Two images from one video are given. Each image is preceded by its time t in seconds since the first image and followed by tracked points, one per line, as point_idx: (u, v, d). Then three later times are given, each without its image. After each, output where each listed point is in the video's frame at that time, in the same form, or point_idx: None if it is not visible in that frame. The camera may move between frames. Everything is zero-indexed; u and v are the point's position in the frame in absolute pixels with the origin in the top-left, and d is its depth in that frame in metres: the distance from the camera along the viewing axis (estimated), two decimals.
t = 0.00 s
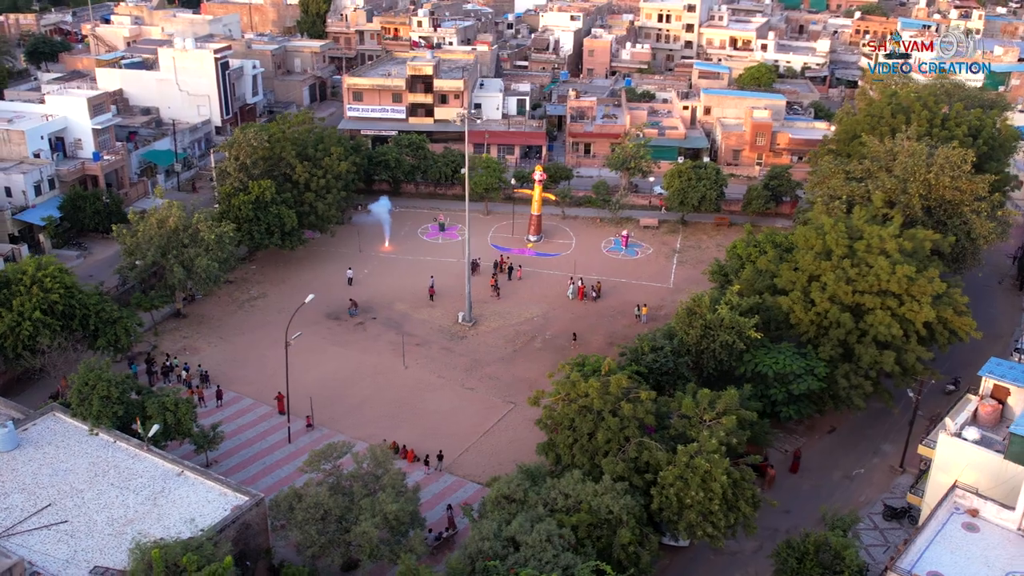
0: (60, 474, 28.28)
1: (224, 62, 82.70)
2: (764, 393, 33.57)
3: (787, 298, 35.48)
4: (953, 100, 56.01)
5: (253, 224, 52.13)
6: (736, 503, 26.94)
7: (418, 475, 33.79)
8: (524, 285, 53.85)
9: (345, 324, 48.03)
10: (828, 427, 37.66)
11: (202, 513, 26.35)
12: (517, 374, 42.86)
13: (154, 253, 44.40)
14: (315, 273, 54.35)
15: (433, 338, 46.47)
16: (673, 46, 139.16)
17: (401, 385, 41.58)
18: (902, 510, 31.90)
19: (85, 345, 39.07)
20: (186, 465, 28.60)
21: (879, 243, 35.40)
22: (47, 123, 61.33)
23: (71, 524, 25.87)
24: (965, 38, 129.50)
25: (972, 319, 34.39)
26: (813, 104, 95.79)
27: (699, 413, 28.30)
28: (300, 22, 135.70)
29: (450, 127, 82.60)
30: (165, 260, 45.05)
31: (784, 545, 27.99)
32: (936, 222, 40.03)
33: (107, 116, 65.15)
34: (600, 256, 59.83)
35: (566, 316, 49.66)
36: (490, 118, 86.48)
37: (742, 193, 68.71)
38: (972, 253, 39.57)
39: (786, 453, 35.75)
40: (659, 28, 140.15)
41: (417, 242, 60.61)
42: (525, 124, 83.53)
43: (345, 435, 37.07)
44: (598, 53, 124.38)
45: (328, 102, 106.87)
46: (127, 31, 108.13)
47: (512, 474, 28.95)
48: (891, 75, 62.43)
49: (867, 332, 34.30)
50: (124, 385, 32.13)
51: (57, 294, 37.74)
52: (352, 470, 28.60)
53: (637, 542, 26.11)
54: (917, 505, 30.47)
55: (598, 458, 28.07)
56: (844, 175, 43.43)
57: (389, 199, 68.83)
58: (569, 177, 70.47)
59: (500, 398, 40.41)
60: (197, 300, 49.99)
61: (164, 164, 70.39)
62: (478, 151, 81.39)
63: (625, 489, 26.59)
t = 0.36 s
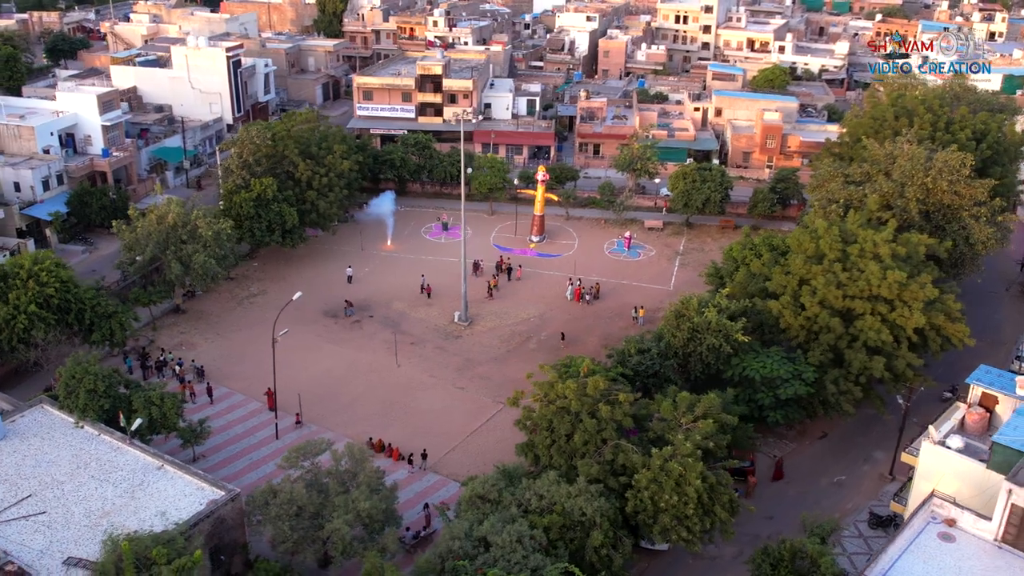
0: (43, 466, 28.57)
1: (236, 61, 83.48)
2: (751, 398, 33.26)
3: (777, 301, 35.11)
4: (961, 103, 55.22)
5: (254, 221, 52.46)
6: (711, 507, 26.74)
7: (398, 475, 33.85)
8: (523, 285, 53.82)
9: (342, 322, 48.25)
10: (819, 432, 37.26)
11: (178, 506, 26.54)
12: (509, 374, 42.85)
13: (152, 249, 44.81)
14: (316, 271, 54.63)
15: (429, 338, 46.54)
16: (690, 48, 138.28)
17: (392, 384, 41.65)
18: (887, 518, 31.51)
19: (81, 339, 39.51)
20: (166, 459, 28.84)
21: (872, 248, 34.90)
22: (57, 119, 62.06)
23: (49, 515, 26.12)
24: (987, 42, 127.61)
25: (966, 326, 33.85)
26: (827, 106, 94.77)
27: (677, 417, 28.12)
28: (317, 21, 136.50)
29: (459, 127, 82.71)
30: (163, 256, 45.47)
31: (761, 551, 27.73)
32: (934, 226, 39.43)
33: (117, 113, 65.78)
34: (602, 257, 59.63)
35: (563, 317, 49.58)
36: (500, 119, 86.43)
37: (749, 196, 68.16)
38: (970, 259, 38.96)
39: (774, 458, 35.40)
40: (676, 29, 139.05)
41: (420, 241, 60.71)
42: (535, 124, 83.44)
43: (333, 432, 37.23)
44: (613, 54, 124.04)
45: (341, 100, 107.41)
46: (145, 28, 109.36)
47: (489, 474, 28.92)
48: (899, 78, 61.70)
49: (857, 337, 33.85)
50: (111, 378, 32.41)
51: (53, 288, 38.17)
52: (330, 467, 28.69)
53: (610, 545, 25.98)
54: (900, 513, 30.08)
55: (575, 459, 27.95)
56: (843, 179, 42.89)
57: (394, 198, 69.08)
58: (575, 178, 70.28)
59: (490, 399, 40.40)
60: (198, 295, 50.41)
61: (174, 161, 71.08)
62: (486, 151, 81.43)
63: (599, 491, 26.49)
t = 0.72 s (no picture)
0: (35, 456, 29.01)
1: (254, 59, 84.53)
2: (744, 402, 32.94)
3: (773, 305, 34.70)
4: (977, 108, 54.23)
5: (262, 219, 53.18)
6: (694, 512, 26.50)
7: (385, 474, 33.80)
8: (528, 286, 53.74)
9: (345, 319, 48.48)
10: (817, 438, 36.76)
11: (163, 499, 26.82)
12: (507, 375, 42.80)
13: (159, 244, 45.37)
14: (323, 268, 54.96)
15: (430, 336, 46.59)
16: (713, 49, 136.80)
17: (390, 382, 41.79)
18: (879, 527, 31.03)
19: (84, 332, 40.11)
20: (155, 452, 29.14)
21: (871, 253, 34.36)
22: (74, 115, 63.07)
23: (37, 505, 26.51)
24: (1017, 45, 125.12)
25: (966, 335, 33.20)
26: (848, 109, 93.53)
27: (662, 421, 27.90)
28: (340, 20, 137.51)
29: (473, 126, 82.74)
30: (169, 251, 46.00)
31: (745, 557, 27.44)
32: (940, 232, 38.74)
33: (134, 110, 66.80)
34: (610, 258, 59.36)
35: (566, 318, 49.42)
36: (515, 119, 86.22)
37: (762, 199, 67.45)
38: (976, 265, 38.16)
39: (768, 463, 35.01)
40: (700, 31, 136.78)
41: (428, 240, 60.81)
42: (550, 125, 83.24)
43: (328, 429, 37.43)
44: (634, 55, 123.33)
45: (360, 99, 107.96)
46: (169, 27, 110.77)
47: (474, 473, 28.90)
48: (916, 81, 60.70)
49: (854, 343, 33.38)
50: (106, 371, 32.83)
51: (57, 282, 38.78)
52: (315, 462, 28.85)
53: (590, 547, 25.86)
54: (891, 523, 29.61)
55: (559, 461, 27.85)
56: (849, 182, 42.27)
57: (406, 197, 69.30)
58: (587, 179, 69.99)
59: (486, 399, 40.37)
60: (205, 291, 50.94)
61: (190, 157, 72.17)
62: (501, 151, 81.38)
63: (580, 493, 26.37)
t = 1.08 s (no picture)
0: (31, 447, 29.49)
1: (274, 57, 85.39)
2: (739, 408, 32.62)
3: (772, 309, 34.34)
4: (996, 114, 53.16)
5: (273, 216, 53.62)
6: (678, 517, 26.27)
7: (375, 475, 33.68)
8: (535, 287, 53.66)
9: (350, 317, 48.75)
10: (817, 445, 36.29)
11: (151, 492, 27.15)
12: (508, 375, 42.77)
13: (167, 239, 45.94)
14: (332, 266, 55.30)
15: (434, 336, 46.68)
16: (737, 51, 134.73)
17: (391, 380, 41.98)
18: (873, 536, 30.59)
19: (91, 326, 40.71)
20: (147, 445, 29.48)
21: (873, 258, 33.85)
22: (94, 112, 64.12)
23: (29, 495, 26.95)
24: None
25: (968, 343, 32.60)
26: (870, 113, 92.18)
27: (649, 424, 27.69)
28: (364, 20, 138.25)
29: (490, 127, 82.74)
30: (178, 247, 46.54)
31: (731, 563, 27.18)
32: (947, 239, 38.08)
33: (152, 107, 67.78)
34: (620, 260, 59.08)
35: (571, 320, 49.25)
36: (533, 119, 85.94)
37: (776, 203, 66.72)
38: (984, 273, 37.42)
39: (765, 470, 34.60)
40: (725, 33, 135.00)
41: (439, 239, 60.92)
42: (566, 126, 82.96)
43: (326, 426, 37.62)
44: (657, 57, 122.24)
45: (380, 99, 108.45)
46: (194, 25, 112.13)
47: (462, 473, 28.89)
48: (934, 85, 59.65)
49: (852, 350, 32.93)
50: (105, 364, 33.29)
51: (65, 275, 39.39)
52: (304, 458, 29.00)
53: (572, 550, 25.74)
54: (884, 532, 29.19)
55: (545, 462, 27.77)
56: (857, 187, 41.70)
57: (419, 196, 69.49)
58: (601, 180, 69.67)
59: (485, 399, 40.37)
60: (214, 287, 51.46)
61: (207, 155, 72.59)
62: (517, 151, 81.26)
63: (564, 495, 26.27)
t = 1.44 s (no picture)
0: (29, 437, 30.01)
1: (295, 56, 86.18)
2: (735, 413, 32.29)
3: (771, 314, 33.94)
4: (1017, 120, 51.98)
5: (284, 214, 54.01)
6: (663, 522, 26.02)
7: (364, 476, 33.52)
8: (543, 288, 53.55)
9: (357, 315, 49.01)
10: (818, 452, 35.78)
11: (142, 484, 27.51)
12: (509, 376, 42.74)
13: (177, 235, 46.50)
14: (342, 263, 55.61)
15: (438, 335, 46.77)
16: (763, 53, 132.26)
17: (392, 378, 42.15)
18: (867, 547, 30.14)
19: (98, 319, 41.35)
20: (141, 438, 29.87)
21: (875, 263, 33.32)
22: (114, 109, 65.18)
23: (23, 484, 27.42)
24: None
25: (971, 351, 31.96)
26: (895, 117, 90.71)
27: (637, 428, 27.43)
28: (389, 20, 138.83)
29: (507, 127, 82.72)
30: (187, 242, 47.08)
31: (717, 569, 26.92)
32: (956, 246, 37.39)
33: (172, 104, 68.78)
34: (630, 263, 58.72)
35: (577, 321, 49.06)
36: (551, 120, 85.72)
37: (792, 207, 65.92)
38: (993, 281, 36.71)
39: (762, 477, 34.19)
40: (751, 35, 132.82)
41: (451, 238, 60.98)
42: (584, 126, 82.66)
43: (326, 422, 37.83)
44: (680, 58, 120.75)
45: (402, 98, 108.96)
46: (221, 24, 113.52)
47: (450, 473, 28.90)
48: (954, 88, 58.49)
49: (851, 356, 32.44)
50: (106, 357, 33.77)
51: (73, 269, 40.04)
52: (294, 454, 29.21)
53: (555, 552, 25.62)
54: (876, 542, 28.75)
55: (532, 463, 27.66)
56: (867, 192, 41.09)
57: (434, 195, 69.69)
58: (616, 182, 69.33)
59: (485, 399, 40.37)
60: (225, 282, 52.01)
61: (226, 152, 73.20)
62: (534, 152, 81.15)
63: (548, 497, 26.16)
